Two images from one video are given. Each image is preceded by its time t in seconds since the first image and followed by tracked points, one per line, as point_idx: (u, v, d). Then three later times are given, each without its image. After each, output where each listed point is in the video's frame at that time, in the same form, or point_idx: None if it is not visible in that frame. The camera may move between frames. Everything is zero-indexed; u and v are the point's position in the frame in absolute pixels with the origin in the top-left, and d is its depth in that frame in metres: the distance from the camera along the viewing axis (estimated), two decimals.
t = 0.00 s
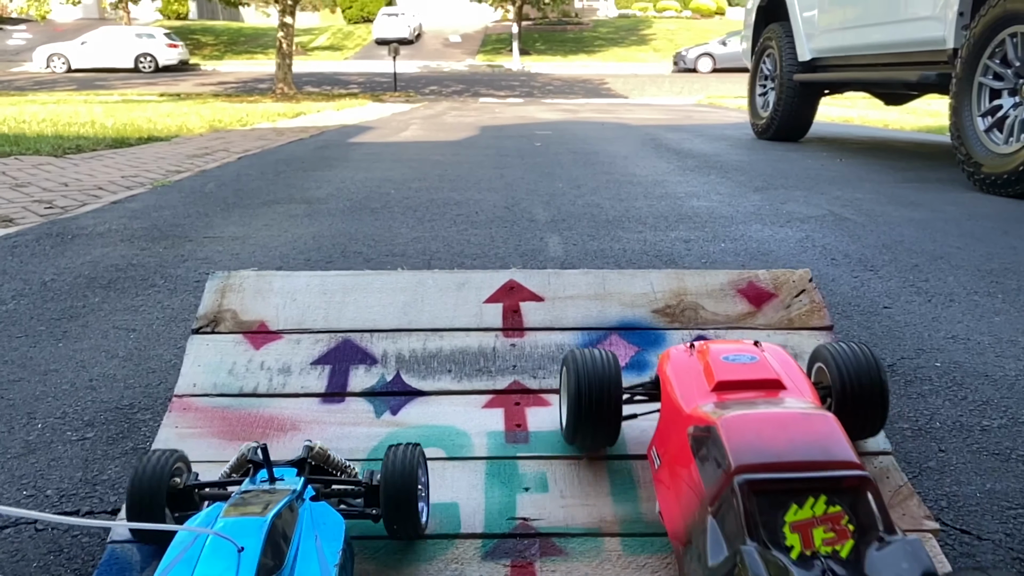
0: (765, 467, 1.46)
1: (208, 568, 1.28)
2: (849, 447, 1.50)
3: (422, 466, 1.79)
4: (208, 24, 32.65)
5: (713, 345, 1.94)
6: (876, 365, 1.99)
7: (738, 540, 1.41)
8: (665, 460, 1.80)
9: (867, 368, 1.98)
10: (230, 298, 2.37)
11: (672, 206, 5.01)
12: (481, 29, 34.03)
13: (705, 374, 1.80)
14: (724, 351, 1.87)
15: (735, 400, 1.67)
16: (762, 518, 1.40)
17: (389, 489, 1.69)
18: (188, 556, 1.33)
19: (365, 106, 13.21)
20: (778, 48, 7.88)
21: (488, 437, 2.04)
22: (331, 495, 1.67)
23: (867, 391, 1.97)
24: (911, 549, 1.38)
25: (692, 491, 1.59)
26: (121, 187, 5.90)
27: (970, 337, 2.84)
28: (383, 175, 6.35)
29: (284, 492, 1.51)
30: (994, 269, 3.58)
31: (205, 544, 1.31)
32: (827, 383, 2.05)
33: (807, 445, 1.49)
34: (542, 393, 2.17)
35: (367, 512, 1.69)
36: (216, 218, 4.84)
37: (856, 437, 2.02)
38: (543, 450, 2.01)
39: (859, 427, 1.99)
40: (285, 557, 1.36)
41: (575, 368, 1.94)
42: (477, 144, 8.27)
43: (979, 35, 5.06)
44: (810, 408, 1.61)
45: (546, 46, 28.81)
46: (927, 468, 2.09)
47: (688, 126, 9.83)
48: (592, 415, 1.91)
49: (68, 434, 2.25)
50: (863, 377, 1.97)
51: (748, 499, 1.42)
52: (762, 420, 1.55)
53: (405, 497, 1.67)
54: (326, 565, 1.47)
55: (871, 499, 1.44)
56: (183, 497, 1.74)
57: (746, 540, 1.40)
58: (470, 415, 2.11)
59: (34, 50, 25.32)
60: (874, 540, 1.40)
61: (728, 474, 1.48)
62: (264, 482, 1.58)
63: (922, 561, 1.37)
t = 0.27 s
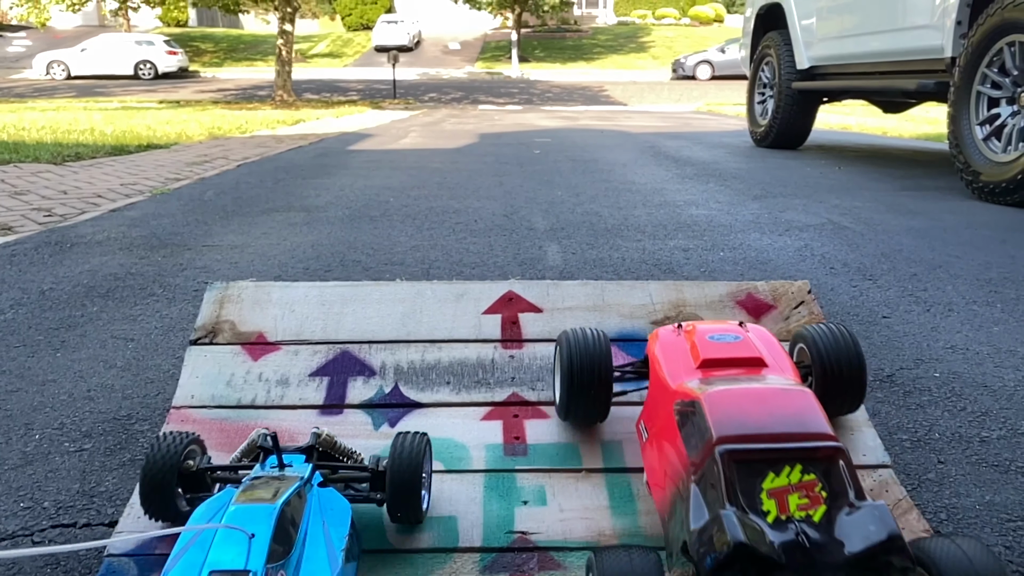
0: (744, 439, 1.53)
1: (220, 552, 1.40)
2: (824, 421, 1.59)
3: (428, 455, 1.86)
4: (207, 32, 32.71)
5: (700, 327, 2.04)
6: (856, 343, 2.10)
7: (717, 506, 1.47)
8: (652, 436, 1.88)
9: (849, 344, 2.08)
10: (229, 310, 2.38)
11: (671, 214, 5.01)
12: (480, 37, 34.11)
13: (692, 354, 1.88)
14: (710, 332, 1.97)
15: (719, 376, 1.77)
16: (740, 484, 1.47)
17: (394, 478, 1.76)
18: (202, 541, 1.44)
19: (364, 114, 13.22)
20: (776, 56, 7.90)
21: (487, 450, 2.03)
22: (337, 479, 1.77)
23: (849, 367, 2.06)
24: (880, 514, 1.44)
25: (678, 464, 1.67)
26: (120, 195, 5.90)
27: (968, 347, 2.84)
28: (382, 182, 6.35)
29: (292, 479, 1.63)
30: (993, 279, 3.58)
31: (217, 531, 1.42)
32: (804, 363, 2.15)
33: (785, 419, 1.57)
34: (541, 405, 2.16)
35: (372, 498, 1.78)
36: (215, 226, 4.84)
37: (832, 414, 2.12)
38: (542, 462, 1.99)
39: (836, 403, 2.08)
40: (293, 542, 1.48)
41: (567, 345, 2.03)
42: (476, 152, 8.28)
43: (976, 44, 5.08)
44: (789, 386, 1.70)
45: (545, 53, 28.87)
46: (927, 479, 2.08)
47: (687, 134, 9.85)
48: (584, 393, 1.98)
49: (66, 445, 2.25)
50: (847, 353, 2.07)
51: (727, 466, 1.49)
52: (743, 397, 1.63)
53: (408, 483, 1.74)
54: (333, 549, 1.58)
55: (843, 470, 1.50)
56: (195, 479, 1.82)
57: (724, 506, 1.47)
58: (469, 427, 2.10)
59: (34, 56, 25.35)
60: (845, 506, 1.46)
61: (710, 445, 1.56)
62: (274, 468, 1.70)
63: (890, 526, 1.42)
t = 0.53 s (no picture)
0: (725, 411, 1.59)
1: (239, 525, 1.49)
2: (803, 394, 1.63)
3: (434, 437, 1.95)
4: (207, 39, 32.75)
5: (688, 305, 2.11)
6: (839, 318, 2.23)
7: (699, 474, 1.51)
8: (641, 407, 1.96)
9: (834, 319, 2.21)
10: (226, 322, 2.38)
11: (670, 222, 5.02)
12: (480, 44, 34.19)
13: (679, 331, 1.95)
14: (697, 310, 2.04)
15: (705, 352, 1.84)
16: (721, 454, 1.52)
17: (402, 457, 1.83)
18: (221, 513, 1.53)
19: (364, 121, 13.24)
20: (774, 64, 7.92)
21: (485, 464, 2.01)
22: (347, 460, 1.86)
23: (834, 340, 2.19)
24: (854, 480, 1.46)
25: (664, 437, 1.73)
26: (119, 203, 5.90)
27: (968, 357, 2.84)
28: (382, 190, 6.35)
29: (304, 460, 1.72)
30: (991, 288, 3.59)
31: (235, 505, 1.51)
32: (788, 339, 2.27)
33: (766, 393, 1.62)
34: (539, 418, 2.13)
35: (381, 478, 1.87)
36: (214, 234, 4.84)
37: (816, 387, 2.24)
38: (540, 476, 1.97)
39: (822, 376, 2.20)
40: (305, 520, 1.58)
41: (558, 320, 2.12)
42: (476, 159, 8.29)
43: (974, 53, 5.08)
44: (771, 360, 1.75)
45: (544, 60, 28.95)
46: (926, 491, 2.08)
47: (686, 141, 9.86)
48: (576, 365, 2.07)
49: (63, 457, 2.24)
50: (830, 328, 2.19)
51: (709, 437, 1.54)
52: (726, 371, 1.69)
53: (416, 462, 1.83)
54: (342, 528, 1.69)
55: (819, 441, 1.55)
56: (212, 457, 1.91)
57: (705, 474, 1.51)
58: (467, 441, 2.08)
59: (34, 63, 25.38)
60: (820, 474, 1.49)
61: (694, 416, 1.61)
62: (286, 448, 1.79)
63: (862, 493, 1.45)
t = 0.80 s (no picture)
0: (707, 385, 1.70)
1: (256, 496, 1.61)
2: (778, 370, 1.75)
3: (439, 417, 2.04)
4: (205, 50, 32.81)
5: (676, 286, 2.24)
6: (821, 298, 2.40)
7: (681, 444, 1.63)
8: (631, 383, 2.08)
9: (817, 298, 2.38)
10: (223, 338, 2.38)
11: (668, 234, 5.02)
12: (478, 55, 34.28)
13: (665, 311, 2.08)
14: (683, 290, 2.17)
15: (689, 330, 1.96)
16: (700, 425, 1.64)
17: (404, 435, 1.94)
18: (239, 483, 1.68)
19: (362, 131, 13.26)
20: (771, 75, 7.95)
21: (482, 482, 1.99)
22: (356, 435, 1.98)
23: (819, 318, 2.35)
24: (823, 450, 1.60)
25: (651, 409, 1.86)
26: (117, 215, 5.89)
27: (966, 371, 2.83)
28: (380, 202, 6.35)
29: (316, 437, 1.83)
30: (989, 300, 3.59)
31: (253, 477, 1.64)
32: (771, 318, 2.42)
33: (744, 368, 1.74)
34: (536, 435, 2.12)
35: (387, 453, 1.97)
36: (212, 247, 4.84)
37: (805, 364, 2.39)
38: (537, 493, 1.95)
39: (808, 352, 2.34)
40: (318, 490, 1.69)
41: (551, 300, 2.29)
42: (474, 170, 8.29)
43: (970, 65, 5.10)
44: (751, 339, 1.86)
45: (541, 71, 29.03)
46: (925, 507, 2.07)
47: (684, 151, 9.88)
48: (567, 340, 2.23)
49: (59, 474, 2.23)
50: (811, 308, 2.35)
51: (691, 411, 1.66)
52: (709, 347, 1.80)
53: (417, 439, 1.93)
54: (353, 499, 1.79)
55: (794, 414, 1.67)
56: (228, 432, 2.03)
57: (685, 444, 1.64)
58: (465, 459, 2.07)
59: (32, 74, 25.40)
60: (794, 444, 1.63)
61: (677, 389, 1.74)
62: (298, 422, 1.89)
63: (831, 461, 1.59)
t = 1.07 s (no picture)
0: (693, 358, 1.86)
1: (273, 460, 1.74)
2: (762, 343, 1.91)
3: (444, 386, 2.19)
4: (204, 59, 32.84)
5: (665, 263, 2.42)
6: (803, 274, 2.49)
7: (667, 414, 1.78)
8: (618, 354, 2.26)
9: (799, 274, 2.48)
10: (221, 352, 2.37)
11: (666, 244, 5.03)
12: (476, 64, 34.34)
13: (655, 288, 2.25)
14: (673, 267, 2.34)
15: (677, 304, 2.14)
16: (685, 397, 1.80)
17: (413, 401, 2.08)
18: (257, 451, 1.79)
19: (360, 141, 13.27)
20: (768, 84, 7.97)
21: (480, 498, 1.98)
22: (366, 404, 2.12)
23: (800, 294, 2.46)
24: (801, 420, 1.75)
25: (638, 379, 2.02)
26: (115, 225, 5.89)
27: (965, 382, 2.83)
28: (378, 212, 6.35)
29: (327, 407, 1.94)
30: (987, 310, 3.59)
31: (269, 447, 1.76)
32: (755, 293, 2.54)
33: (728, 343, 1.91)
34: (533, 450, 2.11)
35: (396, 419, 2.11)
36: (210, 257, 4.83)
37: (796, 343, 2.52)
38: (536, 509, 1.93)
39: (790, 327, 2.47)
40: (331, 456, 1.82)
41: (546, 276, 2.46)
42: (472, 180, 8.30)
43: (967, 74, 5.12)
44: (736, 313, 2.04)
45: (539, 80, 29.08)
46: (924, 520, 2.07)
47: (682, 160, 9.90)
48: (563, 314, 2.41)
49: (55, 488, 2.22)
50: (793, 285, 2.46)
51: (677, 382, 1.82)
52: (695, 324, 1.97)
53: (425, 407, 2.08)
54: (364, 463, 1.92)
55: (775, 386, 1.83)
56: (246, 400, 2.14)
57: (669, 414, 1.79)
58: (462, 474, 2.05)
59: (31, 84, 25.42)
60: (774, 415, 1.78)
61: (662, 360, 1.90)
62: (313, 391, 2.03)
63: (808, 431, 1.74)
